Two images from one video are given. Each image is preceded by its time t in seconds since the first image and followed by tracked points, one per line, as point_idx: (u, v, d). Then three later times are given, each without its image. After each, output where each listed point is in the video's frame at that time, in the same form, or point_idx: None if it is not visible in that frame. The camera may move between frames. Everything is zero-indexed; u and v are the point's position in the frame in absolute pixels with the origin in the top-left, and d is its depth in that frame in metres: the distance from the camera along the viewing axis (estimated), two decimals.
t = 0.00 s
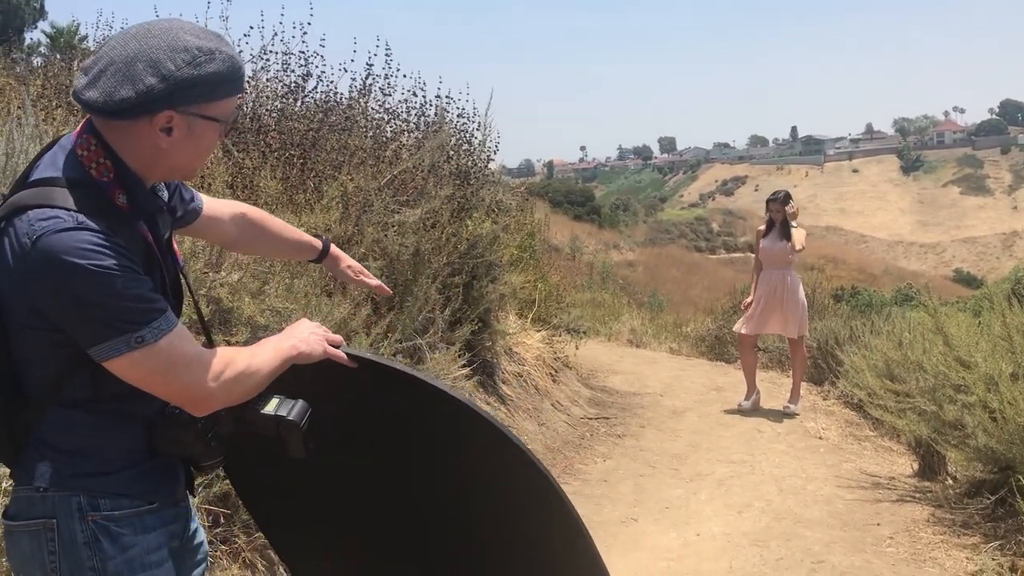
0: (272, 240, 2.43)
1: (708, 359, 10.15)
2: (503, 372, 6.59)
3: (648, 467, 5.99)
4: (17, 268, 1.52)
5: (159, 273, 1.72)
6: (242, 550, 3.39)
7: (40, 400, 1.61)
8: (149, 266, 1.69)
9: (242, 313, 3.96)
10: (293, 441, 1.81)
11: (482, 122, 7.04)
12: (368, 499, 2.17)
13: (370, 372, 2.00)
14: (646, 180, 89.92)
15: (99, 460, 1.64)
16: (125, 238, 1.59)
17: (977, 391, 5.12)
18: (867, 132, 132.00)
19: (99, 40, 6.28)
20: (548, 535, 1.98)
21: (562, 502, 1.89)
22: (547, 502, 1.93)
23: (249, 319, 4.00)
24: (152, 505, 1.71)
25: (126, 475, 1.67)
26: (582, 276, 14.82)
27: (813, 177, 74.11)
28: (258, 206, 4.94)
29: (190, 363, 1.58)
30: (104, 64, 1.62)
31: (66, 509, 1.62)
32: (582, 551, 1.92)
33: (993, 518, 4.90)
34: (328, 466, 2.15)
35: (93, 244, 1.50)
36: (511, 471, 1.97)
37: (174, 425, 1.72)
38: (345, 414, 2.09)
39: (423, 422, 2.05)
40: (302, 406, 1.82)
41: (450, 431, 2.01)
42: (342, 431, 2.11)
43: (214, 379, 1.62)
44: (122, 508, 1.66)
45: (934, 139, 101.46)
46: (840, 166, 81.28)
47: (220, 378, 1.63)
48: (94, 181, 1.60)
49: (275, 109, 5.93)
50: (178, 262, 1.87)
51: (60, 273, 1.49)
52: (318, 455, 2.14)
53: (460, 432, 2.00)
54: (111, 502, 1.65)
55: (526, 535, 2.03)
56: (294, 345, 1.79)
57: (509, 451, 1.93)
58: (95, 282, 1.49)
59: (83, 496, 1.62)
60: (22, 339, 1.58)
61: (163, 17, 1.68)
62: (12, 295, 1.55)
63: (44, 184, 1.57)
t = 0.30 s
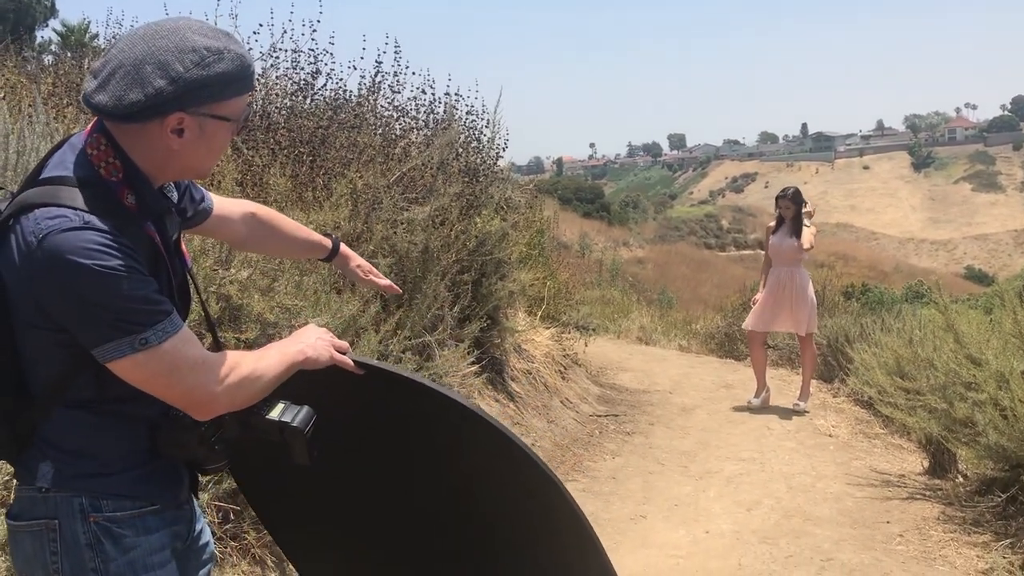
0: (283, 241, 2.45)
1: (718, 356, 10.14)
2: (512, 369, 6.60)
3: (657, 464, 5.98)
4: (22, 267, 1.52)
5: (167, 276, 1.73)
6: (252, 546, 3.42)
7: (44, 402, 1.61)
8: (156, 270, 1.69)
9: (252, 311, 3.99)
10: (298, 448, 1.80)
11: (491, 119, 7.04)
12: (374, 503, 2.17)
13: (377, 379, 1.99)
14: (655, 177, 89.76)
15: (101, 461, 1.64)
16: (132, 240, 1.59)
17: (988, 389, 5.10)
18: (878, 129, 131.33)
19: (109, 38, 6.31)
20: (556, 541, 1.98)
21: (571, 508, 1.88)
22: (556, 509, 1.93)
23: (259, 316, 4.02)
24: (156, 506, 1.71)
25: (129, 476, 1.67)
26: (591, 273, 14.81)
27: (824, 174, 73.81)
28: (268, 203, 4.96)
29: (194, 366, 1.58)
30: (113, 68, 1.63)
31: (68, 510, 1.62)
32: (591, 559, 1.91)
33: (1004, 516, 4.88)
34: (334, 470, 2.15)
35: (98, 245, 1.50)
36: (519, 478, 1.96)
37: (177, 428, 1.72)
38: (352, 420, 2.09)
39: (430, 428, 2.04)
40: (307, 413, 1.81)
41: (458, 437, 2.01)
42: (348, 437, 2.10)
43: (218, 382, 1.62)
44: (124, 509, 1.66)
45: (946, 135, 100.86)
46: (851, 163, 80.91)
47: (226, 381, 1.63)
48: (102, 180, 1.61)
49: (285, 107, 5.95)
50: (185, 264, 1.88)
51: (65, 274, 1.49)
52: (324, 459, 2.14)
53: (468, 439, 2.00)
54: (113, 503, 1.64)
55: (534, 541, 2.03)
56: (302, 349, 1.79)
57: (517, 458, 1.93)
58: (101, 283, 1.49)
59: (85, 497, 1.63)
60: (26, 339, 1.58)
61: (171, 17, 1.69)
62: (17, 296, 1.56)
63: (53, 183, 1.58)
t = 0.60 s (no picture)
0: (286, 241, 2.44)
1: (724, 354, 10.12)
2: (517, 366, 6.59)
3: (662, 461, 5.98)
4: (21, 265, 1.53)
5: (167, 277, 1.73)
6: (256, 543, 3.42)
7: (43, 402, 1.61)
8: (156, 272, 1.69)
9: (255, 308, 3.99)
10: (298, 452, 1.78)
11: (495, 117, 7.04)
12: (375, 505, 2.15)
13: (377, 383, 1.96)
14: (661, 175, 89.63)
15: (101, 461, 1.64)
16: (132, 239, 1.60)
17: (994, 386, 5.09)
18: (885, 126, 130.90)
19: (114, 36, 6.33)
20: (559, 548, 1.96)
21: (576, 516, 1.86)
22: (559, 516, 1.91)
23: (263, 314, 4.03)
24: (156, 507, 1.71)
25: (128, 477, 1.67)
26: (596, 271, 14.80)
27: (830, 171, 73.60)
28: (272, 201, 4.96)
29: (193, 366, 1.59)
30: (116, 68, 1.63)
31: (67, 511, 1.62)
32: (595, 567, 1.89)
33: (1009, 513, 4.87)
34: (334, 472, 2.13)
35: (98, 245, 1.51)
36: (522, 485, 1.94)
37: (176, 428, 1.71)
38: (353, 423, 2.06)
39: (427, 427, 2.01)
40: (306, 416, 1.82)
41: (460, 443, 1.98)
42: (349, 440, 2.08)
43: (217, 384, 1.62)
44: (123, 510, 1.66)
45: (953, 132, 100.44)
46: (858, 159, 80.66)
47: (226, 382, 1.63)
48: (105, 179, 1.62)
49: (289, 104, 5.96)
50: (186, 265, 1.88)
51: (64, 273, 1.49)
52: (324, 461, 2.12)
53: (470, 444, 1.97)
54: (112, 504, 1.64)
55: (536, 547, 2.00)
56: (303, 352, 1.79)
57: (520, 464, 1.90)
58: (102, 283, 1.50)
59: (84, 498, 1.62)
60: (26, 338, 1.58)
61: (173, 15, 1.69)
62: (18, 295, 1.56)
63: (53, 182, 1.59)
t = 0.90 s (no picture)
0: (287, 239, 2.44)
1: (726, 350, 10.11)
2: (519, 363, 6.59)
3: (664, 457, 5.98)
4: (17, 264, 1.52)
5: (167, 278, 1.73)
6: (257, 540, 3.43)
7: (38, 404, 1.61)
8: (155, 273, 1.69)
9: (256, 305, 4.00)
10: (295, 454, 1.78)
11: (496, 114, 7.03)
12: (371, 508, 2.12)
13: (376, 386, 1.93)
14: (663, 172, 89.52)
15: (97, 462, 1.64)
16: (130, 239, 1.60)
17: (996, 381, 5.08)
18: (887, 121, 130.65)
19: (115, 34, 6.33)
20: (560, 549, 1.95)
21: (577, 518, 1.85)
22: (561, 517, 1.89)
23: (264, 311, 4.04)
24: (151, 509, 1.71)
25: (123, 479, 1.67)
26: (599, 268, 14.79)
27: (833, 167, 73.47)
28: (273, 198, 4.96)
29: (190, 367, 1.58)
30: (117, 65, 1.63)
31: (61, 512, 1.61)
32: (596, 569, 1.88)
33: (1012, 509, 4.86)
34: (330, 474, 2.11)
35: (95, 244, 1.51)
36: (523, 486, 1.92)
37: (171, 429, 1.71)
38: (350, 426, 2.03)
39: (425, 430, 1.98)
40: (304, 419, 1.80)
41: (459, 445, 1.96)
42: (345, 443, 2.05)
43: (214, 385, 1.62)
44: (118, 512, 1.65)
45: (957, 127, 100.19)
46: (861, 155, 80.52)
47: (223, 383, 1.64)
48: (103, 177, 1.61)
49: (290, 102, 5.96)
50: (184, 265, 1.87)
51: (61, 272, 1.49)
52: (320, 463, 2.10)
53: (469, 446, 1.95)
54: (107, 506, 1.64)
55: (536, 549, 1.99)
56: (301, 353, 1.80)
57: (522, 466, 1.89)
58: (100, 281, 1.50)
59: (79, 500, 1.62)
60: (21, 338, 1.58)
61: (174, 12, 1.69)
62: (13, 296, 1.56)
63: (51, 179, 1.59)
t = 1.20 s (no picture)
0: (284, 243, 2.44)
1: (729, 346, 10.11)
2: (522, 359, 6.59)
3: (667, 453, 5.98)
4: (16, 263, 1.53)
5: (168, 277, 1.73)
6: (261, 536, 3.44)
7: (38, 404, 1.62)
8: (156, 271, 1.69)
9: (259, 302, 4.01)
10: (294, 457, 1.78)
11: (498, 110, 7.03)
12: (372, 512, 2.12)
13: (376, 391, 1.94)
14: (666, 168, 89.43)
15: (96, 463, 1.64)
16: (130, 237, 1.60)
17: (999, 376, 5.08)
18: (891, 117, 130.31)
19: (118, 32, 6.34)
20: (561, 551, 1.95)
21: (580, 519, 1.86)
22: (562, 519, 1.90)
23: (267, 308, 4.06)
24: (152, 509, 1.71)
25: (123, 480, 1.67)
26: (602, 264, 14.78)
27: (836, 162, 73.31)
28: (276, 196, 4.97)
29: (190, 366, 1.59)
30: (120, 63, 1.63)
31: (61, 513, 1.62)
32: (599, 570, 1.89)
33: (1015, 504, 4.86)
34: (330, 479, 2.11)
35: (94, 240, 1.51)
36: (523, 489, 1.93)
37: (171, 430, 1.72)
38: (350, 430, 2.03)
39: (425, 433, 1.98)
40: (304, 421, 1.81)
41: (460, 448, 1.96)
42: (345, 448, 2.05)
43: (213, 386, 1.62)
44: (118, 513, 1.66)
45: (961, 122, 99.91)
46: (864, 150, 80.34)
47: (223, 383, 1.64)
48: (104, 175, 1.62)
49: (293, 99, 5.96)
50: (186, 264, 1.88)
51: (61, 271, 1.49)
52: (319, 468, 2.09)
53: (470, 450, 1.95)
54: (107, 507, 1.64)
55: (537, 552, 1.99)
56: (303, 355, 1.80)
57: (523, 469, 1.90)
58: (101, 278, 1.50)
59: (79, 500, 1.63)
60: (21, 338, 1.58)
61: (175, 9, 1.69)
62: (13, 296, 1.56)
63: (52, 176, 1.59)
